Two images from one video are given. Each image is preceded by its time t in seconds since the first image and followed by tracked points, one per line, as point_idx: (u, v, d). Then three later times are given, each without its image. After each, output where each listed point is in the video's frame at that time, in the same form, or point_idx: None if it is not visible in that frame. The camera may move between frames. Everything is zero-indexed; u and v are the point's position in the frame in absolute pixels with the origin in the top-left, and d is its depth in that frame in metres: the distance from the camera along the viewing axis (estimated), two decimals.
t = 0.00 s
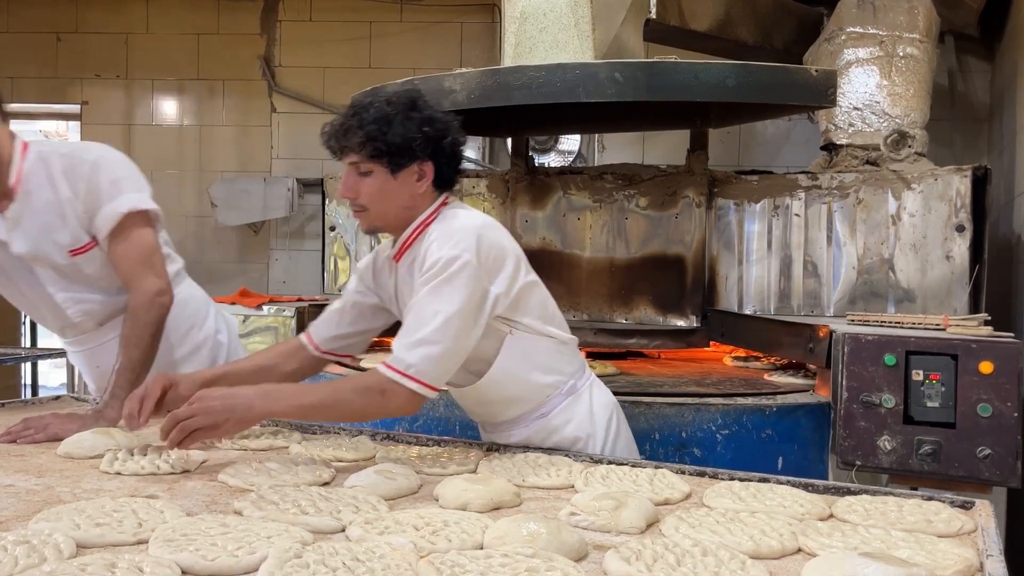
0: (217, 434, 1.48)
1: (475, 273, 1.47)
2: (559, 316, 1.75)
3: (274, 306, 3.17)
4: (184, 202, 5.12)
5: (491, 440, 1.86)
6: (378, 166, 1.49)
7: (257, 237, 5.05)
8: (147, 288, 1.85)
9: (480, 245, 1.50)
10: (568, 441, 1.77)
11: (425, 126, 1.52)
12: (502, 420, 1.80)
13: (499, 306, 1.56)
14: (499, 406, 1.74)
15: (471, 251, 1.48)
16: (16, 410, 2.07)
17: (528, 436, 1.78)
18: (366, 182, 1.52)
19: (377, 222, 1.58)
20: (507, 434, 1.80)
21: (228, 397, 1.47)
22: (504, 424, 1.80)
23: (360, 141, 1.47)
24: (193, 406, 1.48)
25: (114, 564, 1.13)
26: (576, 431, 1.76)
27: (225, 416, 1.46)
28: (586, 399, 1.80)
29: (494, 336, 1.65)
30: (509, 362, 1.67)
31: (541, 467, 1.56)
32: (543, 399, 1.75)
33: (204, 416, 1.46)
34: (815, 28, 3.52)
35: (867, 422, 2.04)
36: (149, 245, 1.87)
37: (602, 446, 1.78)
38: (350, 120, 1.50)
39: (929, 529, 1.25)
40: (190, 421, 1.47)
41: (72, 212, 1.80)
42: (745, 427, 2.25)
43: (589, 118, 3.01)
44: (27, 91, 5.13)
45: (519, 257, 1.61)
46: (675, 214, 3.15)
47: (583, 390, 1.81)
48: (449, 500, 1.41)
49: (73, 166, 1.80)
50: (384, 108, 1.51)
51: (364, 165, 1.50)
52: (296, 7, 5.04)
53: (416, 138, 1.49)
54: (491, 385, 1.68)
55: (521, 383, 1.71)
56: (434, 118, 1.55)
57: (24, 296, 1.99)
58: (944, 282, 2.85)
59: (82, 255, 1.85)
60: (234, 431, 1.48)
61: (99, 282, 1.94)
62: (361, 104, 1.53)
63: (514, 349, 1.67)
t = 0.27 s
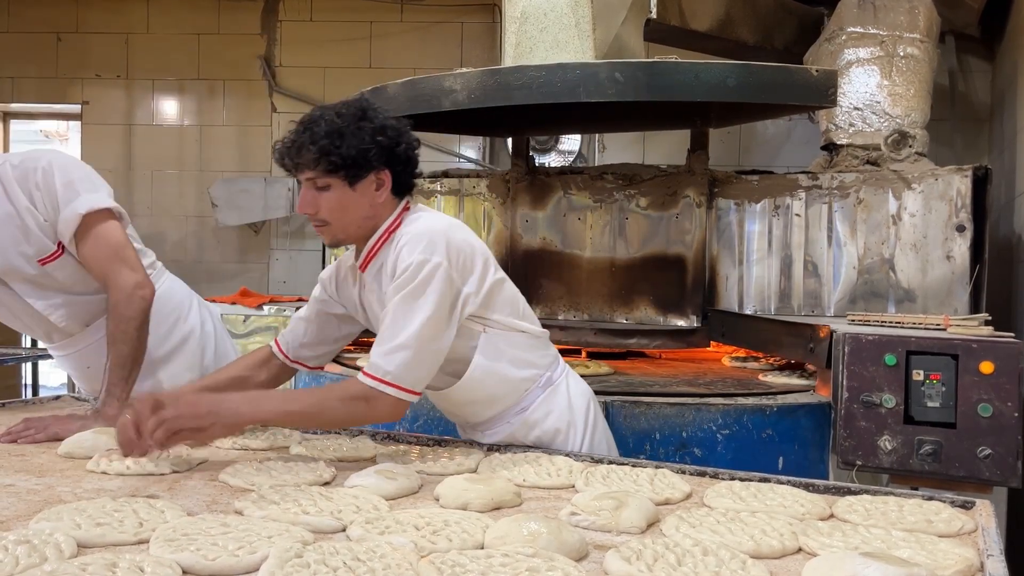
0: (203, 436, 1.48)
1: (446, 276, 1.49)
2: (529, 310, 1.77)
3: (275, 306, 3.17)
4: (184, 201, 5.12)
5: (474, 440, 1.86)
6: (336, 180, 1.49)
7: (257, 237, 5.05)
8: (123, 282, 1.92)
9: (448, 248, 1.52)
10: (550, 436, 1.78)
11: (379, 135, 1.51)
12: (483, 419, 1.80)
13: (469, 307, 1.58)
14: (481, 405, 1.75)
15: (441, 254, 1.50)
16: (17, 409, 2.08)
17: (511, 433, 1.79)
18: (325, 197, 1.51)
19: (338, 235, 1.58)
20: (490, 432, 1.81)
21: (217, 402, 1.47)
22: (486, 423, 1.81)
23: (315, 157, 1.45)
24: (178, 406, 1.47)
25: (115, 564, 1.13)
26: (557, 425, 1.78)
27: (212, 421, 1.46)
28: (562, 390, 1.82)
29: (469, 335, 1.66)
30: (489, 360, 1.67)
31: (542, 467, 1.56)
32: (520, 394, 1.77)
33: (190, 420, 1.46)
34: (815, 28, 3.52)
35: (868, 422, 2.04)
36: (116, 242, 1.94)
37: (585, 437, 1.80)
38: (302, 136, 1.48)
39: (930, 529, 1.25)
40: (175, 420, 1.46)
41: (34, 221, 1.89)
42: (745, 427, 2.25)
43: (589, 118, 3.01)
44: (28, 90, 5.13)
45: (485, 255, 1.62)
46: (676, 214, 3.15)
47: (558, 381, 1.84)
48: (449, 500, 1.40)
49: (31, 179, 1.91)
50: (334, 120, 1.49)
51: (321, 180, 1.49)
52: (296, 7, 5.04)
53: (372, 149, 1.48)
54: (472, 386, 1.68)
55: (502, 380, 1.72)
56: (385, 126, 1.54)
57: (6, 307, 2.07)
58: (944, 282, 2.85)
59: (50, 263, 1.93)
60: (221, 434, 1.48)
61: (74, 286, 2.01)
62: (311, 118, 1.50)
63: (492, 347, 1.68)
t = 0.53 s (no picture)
0: (210, 446, 1.49)
1: (443, 276, 1.49)
2: (523, 308, 1.77)
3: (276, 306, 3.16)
4: (185, 201, 5.12)
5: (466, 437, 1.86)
6: (332, 182, 1.48)
7: (258, 237, 5.05)
8: (136, 287, 1.81)
9: (445, 247, 1.52)
10: (542, 432, 1.79)
11: (375, 135, 1.49)
12: (475, 416, 1.80)
13: (466, 305, 1.58)
14: (472, 403, 1.75)
15: (438, 253, 1.50)
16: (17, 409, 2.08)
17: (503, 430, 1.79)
18: (322, 198, 1.51)
19: (336, 235, 1.57)
20: (481, 429, 1.81)
21: (218, 411, 1.48)
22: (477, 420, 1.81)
23: (310, 160, 1.44)
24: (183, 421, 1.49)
25: (115, 563, 1.13)
26: (550, 421, 1.79)
27: (216, 431, 1.48)
28: (554, 387, 1.83)
29: (463, 334, 1.65)
30: (481, 358, 1.67)
31: (542, 466, 1.56)
32: (514, 391, 1.77)
33: (194, 433, 1.48)
34: (816, 28, 3.52)
35: (868, 422, 2.04)
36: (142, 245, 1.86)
37: (576, 434, 1.81)
38: (296, 138, 1.46)
39: (930, 529, 1.25)
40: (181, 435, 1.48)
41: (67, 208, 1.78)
42: (746, 427, 2.25)
43: (589, 118, 3.01)
44: (28, 90, 5.13)
45: (480, 253, 1.62)
46: (676, 214, 3.15)
47: (550, 378, 1.84)
48: (450, 500, 1.40)
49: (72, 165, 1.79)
50: (328, 121, 1.47)
51: (318, 182, 1.48)
52: (297, 7, 5.04)
53: (367, 150, 1.47)
54: (464, 383, 1.68)
55: (494, 377, 1.71)
56: (379, 124, 1.52)
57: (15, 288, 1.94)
58: (945, 282, 2.85)
59: (76, 251, 1.83)
60: (226, 441, 1.50)
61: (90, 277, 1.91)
62: (305, 118, 1.49)
63: (485, 344, 1.67)
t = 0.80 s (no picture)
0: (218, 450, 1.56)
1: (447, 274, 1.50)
2: (528, 307, 1.78)
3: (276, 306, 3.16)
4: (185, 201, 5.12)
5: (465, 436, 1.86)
6: (345, 180, 1.48)
7: (258, 237, 5.05)
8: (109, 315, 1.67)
9: (451, 244, 1.53)
10: (542, 431, 1.79)
11: (388, 134, 1.49)
12: (475, 414, 1.80)
13: (471, 303, 1.59)
14: (474, 400, 1.75)
15: (444, 251, 1.50)
16: (18, 408, 2.08)
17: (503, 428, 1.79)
18: (334, 196, 1.51)
19: (348, 230, 1.58)
20: (481, 427, 1.81)
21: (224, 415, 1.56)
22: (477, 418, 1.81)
23: (323, 159, 1.44)
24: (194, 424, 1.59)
25: (116, 563, 1.13)
26: (550, 420, 1.79)
27: (223, 434, 1.54)
28: (556, 387, 1.83)
29: (467, 331, 1.66)
30: (485, 356, 1.67)
31: (542, 466, 1.56)
32: (516, 389, 1.77)
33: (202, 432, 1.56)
34: (816, 28, 3.51)
35: (868, 422, 2.04)
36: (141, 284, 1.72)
37: (576, 435, 1.81)
38: (308, 136, 1.46)
39: (930, 529, 1.25)
40: (189, 436, 1.58)
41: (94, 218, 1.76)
42: (746, 427, 2.25)
43: (589, 118, 3.01)
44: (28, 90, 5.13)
45: (487, 251, 1.63)
46: (677, 214, 3.15)
47: (552, 378, 1.84)
48: (450, 499, 1.41)
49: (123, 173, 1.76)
50: (341, 119, 1.46)
51: (331, 180, 1.48)
52: (297, 6, 5.04)
53: (380, 149, 1.47)
54: (466, 380, 1.69)
55: (497, 375, 1.72)
56: (391, 122, 1.51)
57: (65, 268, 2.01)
58: (945, 282, 2.85)
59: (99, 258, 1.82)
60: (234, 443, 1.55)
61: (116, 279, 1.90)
62: (317, 115, 1.48)
63: (489, 343, 1.68)
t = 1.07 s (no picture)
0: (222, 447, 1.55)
1: (459, 271, 1.50)
2: (537, 308, 1.78)
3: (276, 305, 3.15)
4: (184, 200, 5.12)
5: (470, 433, 1.86)
6: (364, 173, 1.49)
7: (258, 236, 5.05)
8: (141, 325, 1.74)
9: (465, 242, 1.53)
10: (546, 430, 1.78)
11: (409, 129, 1.49)
12: (480, 411, 1.80)
13: (481, 302, 1.59)
14: (479, 396, 1.75)
15: (457, 249, 1.51)
16: (18, 408, 2.08)
17: (507, 426, 1.79)
18: (352, 188, 1.51)
19: (365, 224, 1.58)
20: (485, 425, 1.80)
21: (228, 413, 1.54)
22: (482, 415, 1.81)
23: (343, 151, 1.45)
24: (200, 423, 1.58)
25: (116, 563, 1.13)
26: (555, 420, 1.78)
27: (227, 432, 1.53)
28: (562, 387, 1.82)
29: (475, 328, 1.66)
30: (492, 352, 1.68)
31: (542, 466, 1.56)
32: (522, 387, 1.77)
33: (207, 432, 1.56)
34: (816, 28, 3.51)
35: (869, 422, 2.04)
36: (172, 299, 1.77)
37: (581, 435, 1.80)
38: (330, 128, 1.47)
39: (931, 529, 1.25)
40: (196, 434, 1.57)
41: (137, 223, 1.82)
42: (746, 427, 2.25)
43: (589, 118, 3.01)
44: (28, 88, 5.13)
45: (500, 251, 1.63)
46: (677, 214, 3.15)
47: (559, 378, 1.84)
48: (450, 499, 1.41)
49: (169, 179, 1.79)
50: (363, 112, 1.47)
51: (350, 173, 1.49)
52: (297, 6, 5.04)
53: (400, 143, 1.47)
54: (472, 375, 1.69)
55: (504, 372, 1.71)
56: (412, 117, 1.52)
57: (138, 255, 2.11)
58: (945, 282, 2.85)
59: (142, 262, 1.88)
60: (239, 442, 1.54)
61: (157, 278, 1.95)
62: (339, 108, 1.49)
63: (497, 339, 1.68)
